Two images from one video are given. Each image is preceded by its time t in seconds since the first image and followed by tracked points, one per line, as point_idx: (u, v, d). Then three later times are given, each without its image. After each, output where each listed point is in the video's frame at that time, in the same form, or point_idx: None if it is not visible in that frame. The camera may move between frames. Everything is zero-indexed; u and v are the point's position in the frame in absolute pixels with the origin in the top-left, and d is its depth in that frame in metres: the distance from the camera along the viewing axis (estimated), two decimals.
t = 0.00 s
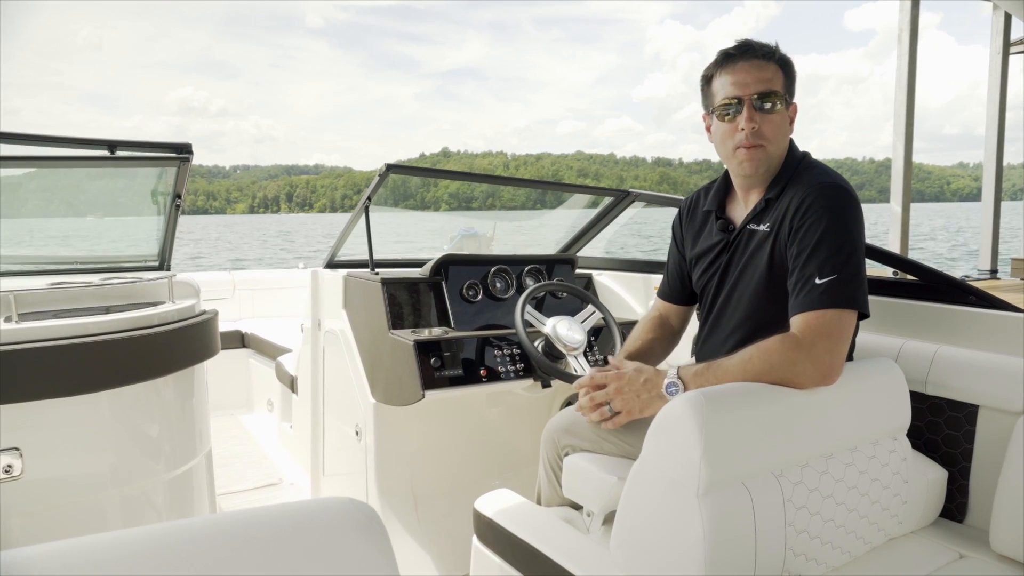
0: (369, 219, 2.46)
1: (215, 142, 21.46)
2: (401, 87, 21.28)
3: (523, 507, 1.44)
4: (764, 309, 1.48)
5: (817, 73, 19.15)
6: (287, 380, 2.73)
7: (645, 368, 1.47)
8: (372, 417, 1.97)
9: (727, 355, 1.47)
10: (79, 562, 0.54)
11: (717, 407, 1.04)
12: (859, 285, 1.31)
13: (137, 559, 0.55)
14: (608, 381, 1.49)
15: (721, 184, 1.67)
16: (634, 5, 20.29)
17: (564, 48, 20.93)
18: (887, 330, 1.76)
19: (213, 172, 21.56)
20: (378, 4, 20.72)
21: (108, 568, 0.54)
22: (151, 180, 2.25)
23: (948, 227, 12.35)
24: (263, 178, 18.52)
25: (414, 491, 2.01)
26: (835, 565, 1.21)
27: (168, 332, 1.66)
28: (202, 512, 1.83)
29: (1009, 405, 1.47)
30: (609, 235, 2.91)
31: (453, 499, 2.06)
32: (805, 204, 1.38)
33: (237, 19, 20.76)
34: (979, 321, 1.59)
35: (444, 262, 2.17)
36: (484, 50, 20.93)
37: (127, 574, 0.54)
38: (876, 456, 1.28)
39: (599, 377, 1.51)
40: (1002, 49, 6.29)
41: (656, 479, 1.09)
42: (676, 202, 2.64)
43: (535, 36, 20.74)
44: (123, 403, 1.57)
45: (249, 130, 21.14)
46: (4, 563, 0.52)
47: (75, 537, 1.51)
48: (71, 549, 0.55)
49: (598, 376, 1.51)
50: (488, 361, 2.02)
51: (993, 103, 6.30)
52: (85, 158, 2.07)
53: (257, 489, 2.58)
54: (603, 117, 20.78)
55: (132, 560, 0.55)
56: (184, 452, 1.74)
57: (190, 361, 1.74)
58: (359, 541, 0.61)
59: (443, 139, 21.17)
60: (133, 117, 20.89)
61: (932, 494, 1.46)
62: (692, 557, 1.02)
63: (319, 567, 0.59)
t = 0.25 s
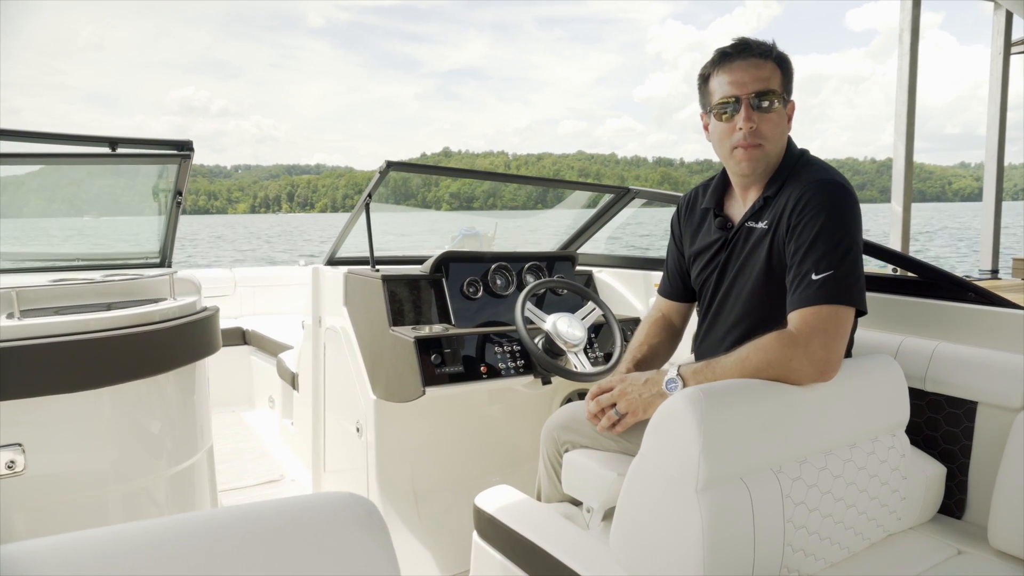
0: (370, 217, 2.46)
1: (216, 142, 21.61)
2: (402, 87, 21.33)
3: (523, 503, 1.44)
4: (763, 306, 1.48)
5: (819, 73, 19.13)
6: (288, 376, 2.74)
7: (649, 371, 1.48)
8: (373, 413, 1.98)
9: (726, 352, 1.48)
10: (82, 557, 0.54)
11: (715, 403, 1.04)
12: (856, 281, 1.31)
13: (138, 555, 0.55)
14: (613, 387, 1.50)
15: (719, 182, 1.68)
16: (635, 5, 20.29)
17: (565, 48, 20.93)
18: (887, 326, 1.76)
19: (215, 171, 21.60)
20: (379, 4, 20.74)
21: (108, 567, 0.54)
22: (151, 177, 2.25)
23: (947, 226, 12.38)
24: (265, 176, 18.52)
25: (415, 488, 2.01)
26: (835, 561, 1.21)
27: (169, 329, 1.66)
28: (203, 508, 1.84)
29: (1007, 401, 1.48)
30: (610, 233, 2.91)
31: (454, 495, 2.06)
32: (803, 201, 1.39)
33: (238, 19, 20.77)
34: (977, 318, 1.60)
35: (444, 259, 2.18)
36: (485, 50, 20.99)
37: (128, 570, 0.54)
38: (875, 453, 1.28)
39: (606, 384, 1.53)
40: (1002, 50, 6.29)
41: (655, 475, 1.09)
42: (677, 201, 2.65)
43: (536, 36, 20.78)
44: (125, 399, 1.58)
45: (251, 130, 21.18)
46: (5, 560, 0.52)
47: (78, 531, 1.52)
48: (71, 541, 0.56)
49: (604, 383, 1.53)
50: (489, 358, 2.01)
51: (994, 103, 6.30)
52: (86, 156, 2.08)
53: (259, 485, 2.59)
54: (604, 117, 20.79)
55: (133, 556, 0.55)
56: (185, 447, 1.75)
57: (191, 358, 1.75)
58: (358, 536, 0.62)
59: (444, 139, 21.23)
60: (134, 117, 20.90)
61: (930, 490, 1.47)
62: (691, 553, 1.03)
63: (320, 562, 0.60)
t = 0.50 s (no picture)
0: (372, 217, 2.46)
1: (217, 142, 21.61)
2: (402, 87, 21.41)
3: (526, 502, 1.44)
4: (765, 305, 1.48)
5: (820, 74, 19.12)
6: (291, 374, 2.74)
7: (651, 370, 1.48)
8: (375, 412, 1.98)
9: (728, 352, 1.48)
10: (83, 554, 0.54)
11: (718, 403, 1.04)
12: (858, 280, 1.31)
13: (143, 553, 0.55)
14: (615, 386, 1.50)
15: (720, 182, 1.68)
16: (636, 5, 20.30)
17: (565, 48, 20.93)
18: (890, 326, 1.76)
19: (216, 171, 21.60)
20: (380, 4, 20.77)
21: (112, 566, 0.54)
22: (154, 175, 2.26)
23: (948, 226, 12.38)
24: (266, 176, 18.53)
25: (417, 487, 2.01)
26: (838, 561, 1.21)
27: (172, 327, 1.67)
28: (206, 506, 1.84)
29: (1010, 401, 1.48)
30: (612, 232, 2.91)
31: (456, 493, 2.07)
32: (805, 200, 1.39)
33: (239, 19, 20.79)
34: (980, 318, 1.59)
35: (447, 258, 2.17)
36: (486, 50, 21.05)
37: (130, 567, 0.54)
38: (878, 452, 1.28)
39: (608, 382, 1.53)
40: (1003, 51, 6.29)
41: (658, 475, 1.09)
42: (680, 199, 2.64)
43: (537, 36, 20.80)
44: (129, 396, 1.58)
45: (252, 130, 21.22)
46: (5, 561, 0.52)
47: (81, 528, 1.52)
48: (74, 539, 0.56)
49: (607, 381, 1.53)
50: (491, 357, 2.02)
51: (995, 103, 6.31)
52: (88, 154, 2.08)
53: (261, 483, 2.59)
54: (605, 117, 20.81)
55: (136, 556, 0.55)
56: (189, 445, 1.75)
57: (194, 355, 1.75)
58: (364, 534, 0.62)
59: (445, 139, 21.30)
60: (135, 117, 20.88)
61: (933, 490, 1.47)
62: (694, 552, 1.03)
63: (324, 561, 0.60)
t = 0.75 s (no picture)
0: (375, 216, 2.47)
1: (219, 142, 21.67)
2: (403, 87, 21.61)
3: (530, 503, 1.44)
4: (771, 305, 1.48)
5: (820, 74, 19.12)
6: (294, 374, 2.74)
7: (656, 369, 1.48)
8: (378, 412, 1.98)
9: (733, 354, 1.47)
10: (84, 556, 0.54)
11: (723, 404, 1.04)
12: (864, 280, 1.31)
13: (143, 554, 0.55)
14: (620, 386, 1.50)
15: (726, 183, 1.67)
16: (638, 5, 20.34)
17: (566, 48, 20.94)
18: (895, 327, 1.76)
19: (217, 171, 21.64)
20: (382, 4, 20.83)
21: (113, 567, 0.54)
22: (159, 174, 2.27)
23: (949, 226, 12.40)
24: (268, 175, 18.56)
25: (419, 488, 2.01)
26: (842, 562, 1.21)
27: (176, 325, 1.66)
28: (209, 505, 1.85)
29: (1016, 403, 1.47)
30: (616, 231, 2.91)
31: (459, 493, 2.06)
32: (810, 201, 1.38)
33: (241, 19, 20.84)
34: (986, 319, 1.59)
35: (450, 258, 2.17)
36: (487, 50, 21.15)
37: (133, 568, 0.54)
38: (883, 454, 1.28)
39: (612, 382, 1.53)
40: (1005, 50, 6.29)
41: (663, 475, 1.09)
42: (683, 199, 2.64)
43: (538, 36, 20.86)
44: (132, 395, 1.58)
45: (253, 129, 21.29)
46: (3, 561, 0.51)
47: (83, 527, 1.52)
48: (77, 539, 0.55)
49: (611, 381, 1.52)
50: (494, 357, 2.01)
51: (997, 103, 6.31)
52: (92, 153, 2.09)
53: (263, 482, 2.59)
54: (605, 117, 20.87)
55: (137, 558, 0.54)
56: (192, 445, 1.75)
57: (197, 354, 1.74)
58: (370, 534, 0.62)
59: (445, 139, 21.45)
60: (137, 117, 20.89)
61: (938, 491, 1.47)
62: (698, 553, 1.02)
63: (328, 562, 0.59)
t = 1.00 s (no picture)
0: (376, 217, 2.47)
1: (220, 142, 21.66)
2: (403, 87, 21.65)
3: (531, 504, 1.44)
4: (773, 307, 1.47)
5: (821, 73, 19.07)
6: (294, 375, 2.74)
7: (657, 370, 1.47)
8: (378, 412, 1.98)
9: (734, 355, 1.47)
10: (84, 555, 0.54)
11: (723, 404, 1.03)
12: (866, 281, 1.31)
13: (143, 553, 0.55)
14: (620, 386, 1.50)
15: (730, 184, 1.67)
16: (639, 5, 20.29)
17: (567, 48, 20.87)
18: (896, 329, 1.76)
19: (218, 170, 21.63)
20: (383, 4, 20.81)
21: (113, 567, 0.53)
22: (160, 174, 2.27)
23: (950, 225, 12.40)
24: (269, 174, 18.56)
25: (419, 489, 2.01)
26: (842, 565, 1.21)
27: (176, 326, 1.66)
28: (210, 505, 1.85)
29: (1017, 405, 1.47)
30: (616, 232, 2.91)
31: (458, 494, 2.06)
32: (812, 202, 1.38)
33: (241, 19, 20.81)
34: (987, 321, 1.58)
35: (451, 259, 2.17)
36: (487, 50, 21.15)
37: (134, 567, 0.54)
38: (883, 456, 1.28)
39: (613, 382, 1.53)
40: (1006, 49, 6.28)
41: (663, 476, 1.09)
42: (683, 200, 2.64)
43: (539, 36, 20.81)
44: (133, 395, 1.58)
45: (254, 129, 21.33)
46: (2, 558, 0.51)
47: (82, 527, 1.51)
48: (78, 536, 0.55)
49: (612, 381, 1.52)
50: (495, 357, 2.01)
51: (998, 103, 6.29)
52: (93, 153, 2.09)
53: (263, 483, 2.59)
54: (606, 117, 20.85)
55: (136, 556, 0.54)
56: (192, 445, 1.75)
57: (197, 355, 1.75)
58: (372, 535, 0.62)
59: (445, 139, 21.60)
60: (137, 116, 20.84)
61: (939, 494, 1.46)
62: (698, 554, 1.02)
63: (329, 561, 0.59)
